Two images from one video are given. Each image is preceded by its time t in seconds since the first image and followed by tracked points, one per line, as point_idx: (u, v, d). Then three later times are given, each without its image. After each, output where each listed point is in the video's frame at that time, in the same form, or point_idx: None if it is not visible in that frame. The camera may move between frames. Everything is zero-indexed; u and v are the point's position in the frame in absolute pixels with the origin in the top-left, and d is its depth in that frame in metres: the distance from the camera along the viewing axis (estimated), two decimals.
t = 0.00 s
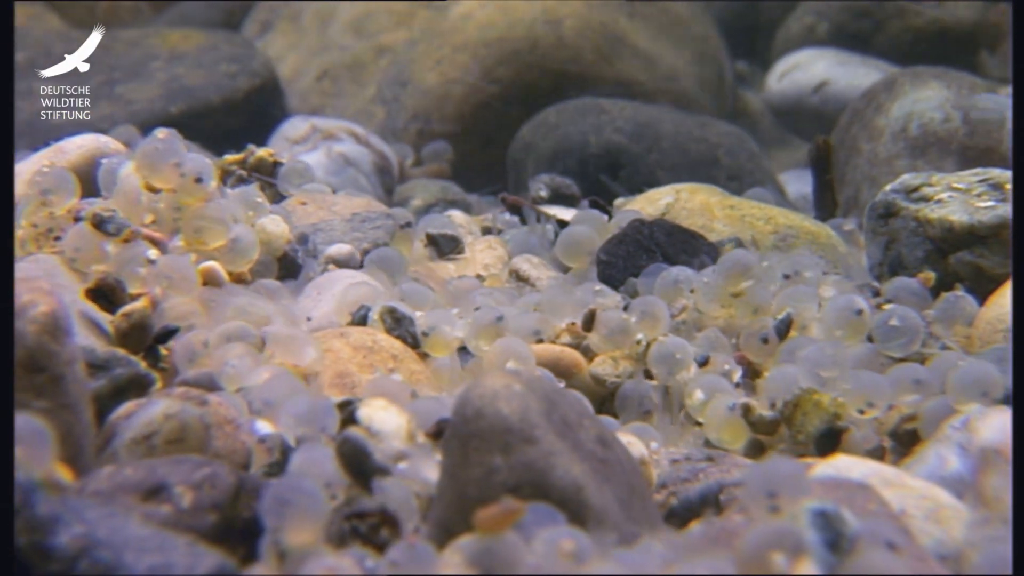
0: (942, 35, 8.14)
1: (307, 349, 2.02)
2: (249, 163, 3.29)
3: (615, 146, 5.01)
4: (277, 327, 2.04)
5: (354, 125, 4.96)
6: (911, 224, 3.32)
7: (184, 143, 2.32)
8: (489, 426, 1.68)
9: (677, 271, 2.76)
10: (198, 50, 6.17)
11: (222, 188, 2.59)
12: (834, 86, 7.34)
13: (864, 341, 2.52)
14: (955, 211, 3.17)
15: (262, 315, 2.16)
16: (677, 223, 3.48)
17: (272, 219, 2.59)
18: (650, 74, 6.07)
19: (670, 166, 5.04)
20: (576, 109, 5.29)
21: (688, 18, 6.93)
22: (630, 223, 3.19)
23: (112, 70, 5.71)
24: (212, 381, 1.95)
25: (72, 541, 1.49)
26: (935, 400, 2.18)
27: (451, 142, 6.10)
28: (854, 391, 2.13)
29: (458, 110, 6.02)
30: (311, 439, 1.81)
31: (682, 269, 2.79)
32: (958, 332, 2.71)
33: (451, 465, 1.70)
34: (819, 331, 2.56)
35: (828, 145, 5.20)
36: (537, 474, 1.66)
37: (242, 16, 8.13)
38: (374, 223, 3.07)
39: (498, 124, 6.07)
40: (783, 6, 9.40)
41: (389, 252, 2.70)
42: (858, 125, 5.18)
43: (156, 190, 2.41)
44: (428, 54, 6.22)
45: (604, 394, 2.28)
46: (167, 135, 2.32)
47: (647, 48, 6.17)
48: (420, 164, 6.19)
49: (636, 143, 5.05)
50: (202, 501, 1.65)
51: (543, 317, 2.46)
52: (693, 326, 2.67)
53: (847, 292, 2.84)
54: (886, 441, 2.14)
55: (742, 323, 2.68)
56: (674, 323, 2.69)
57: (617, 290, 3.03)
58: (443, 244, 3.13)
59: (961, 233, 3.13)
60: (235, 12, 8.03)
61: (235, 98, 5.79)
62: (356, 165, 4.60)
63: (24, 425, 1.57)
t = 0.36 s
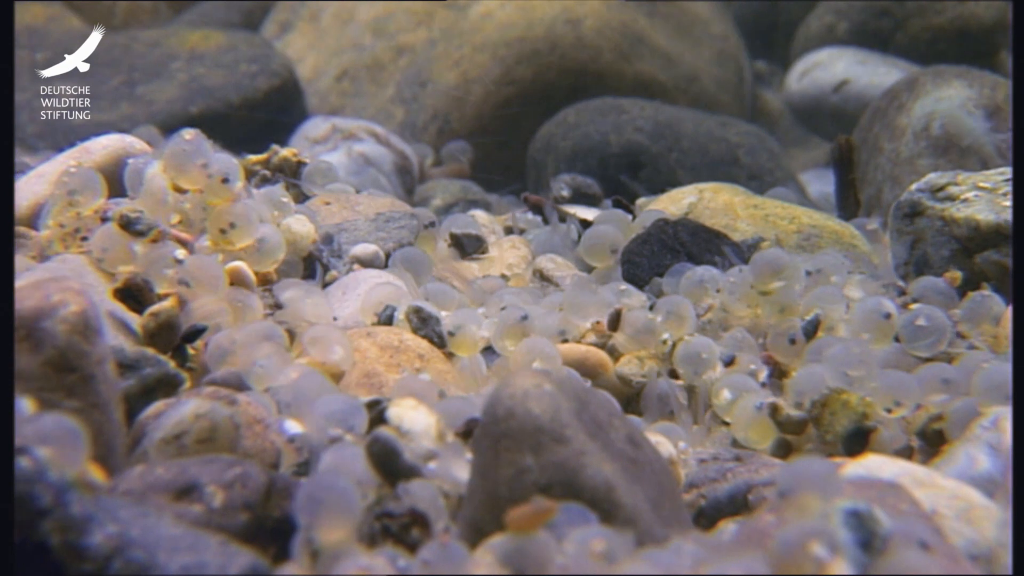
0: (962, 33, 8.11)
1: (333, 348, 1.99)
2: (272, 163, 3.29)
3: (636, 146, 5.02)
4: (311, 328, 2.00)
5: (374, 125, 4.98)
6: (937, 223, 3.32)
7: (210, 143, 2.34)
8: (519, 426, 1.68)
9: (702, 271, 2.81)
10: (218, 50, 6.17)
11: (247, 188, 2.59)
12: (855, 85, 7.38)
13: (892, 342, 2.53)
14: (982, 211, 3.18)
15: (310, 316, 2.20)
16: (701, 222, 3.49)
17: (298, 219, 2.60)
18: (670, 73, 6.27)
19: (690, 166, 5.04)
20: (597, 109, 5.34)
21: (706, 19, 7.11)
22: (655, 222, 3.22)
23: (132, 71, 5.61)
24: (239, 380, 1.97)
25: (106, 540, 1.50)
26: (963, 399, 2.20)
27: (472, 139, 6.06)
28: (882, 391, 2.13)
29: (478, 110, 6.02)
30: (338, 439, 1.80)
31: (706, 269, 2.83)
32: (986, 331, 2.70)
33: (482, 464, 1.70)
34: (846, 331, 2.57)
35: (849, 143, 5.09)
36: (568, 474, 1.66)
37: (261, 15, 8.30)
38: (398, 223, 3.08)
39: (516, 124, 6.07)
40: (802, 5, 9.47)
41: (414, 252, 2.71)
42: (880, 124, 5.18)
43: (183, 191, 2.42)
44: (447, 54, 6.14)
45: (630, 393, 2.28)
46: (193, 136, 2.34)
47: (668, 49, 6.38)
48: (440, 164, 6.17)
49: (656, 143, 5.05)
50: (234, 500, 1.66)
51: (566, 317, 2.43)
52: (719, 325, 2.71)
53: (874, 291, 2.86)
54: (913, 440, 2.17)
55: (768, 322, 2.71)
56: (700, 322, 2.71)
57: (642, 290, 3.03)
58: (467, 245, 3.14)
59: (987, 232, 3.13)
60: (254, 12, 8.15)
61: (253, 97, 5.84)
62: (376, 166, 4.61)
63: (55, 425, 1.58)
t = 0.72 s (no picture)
0: (982, 30, 8.20)
1: (360, 349, 2.02)
2: (295, 163, 3.33)
3: (655, 145, 5.03)
4: (331, 329, 2.05)
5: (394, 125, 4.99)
6: (962, 223, 3.32)
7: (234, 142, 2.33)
8: (549, 425, 1.69)
9: (725, 271, 2.83)
10: (237, 50, 6.20)
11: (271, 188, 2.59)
12: (875, 83, 7.60)
13: (917, 341, 2.53)
14: (1007, 210, 3.19)
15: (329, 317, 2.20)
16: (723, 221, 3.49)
17: (322, 218, 2.61)
18: (688, 73, 6.29)
19: (710, 165, 5.02)
20: (616, 109, 5.38)
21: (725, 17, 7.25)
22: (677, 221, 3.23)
23: (152, 72, 5.99)
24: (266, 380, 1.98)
25: (138, 540, 1.51)
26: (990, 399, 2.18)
27: (490, 141, 6.16)
28: (910, 390, 2.14)
29: (497, 110, 6.06)
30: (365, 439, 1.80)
31: (730, 268, 2.86)
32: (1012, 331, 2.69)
33: (511, 464, 1.70)
34: (872, 330, 2.57)
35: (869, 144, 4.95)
36: (598, 473, 1.65)
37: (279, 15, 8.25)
38: (421, 221, 3.07)
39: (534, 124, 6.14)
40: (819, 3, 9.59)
41: (437, 251, 2.73)
42: (900, 121, 5.21)
43: (207, 191, 2.42)
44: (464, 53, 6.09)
45: (654, 393, 2.27)
46: (218, 136, 2.33)
47: (687, 51, 6.42)
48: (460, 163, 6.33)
49: (676, 143, 5.06)
50: (263, 500, 1.66)
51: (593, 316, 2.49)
52: (744, 325, 2.74)
53: (899, 292, 2.90)
54: (940, 440, 2.17)
55: (793, 322, 2.75)
56: (725, 322, 2.75)
57: (665, 289, 3.08)
58: (489, 245, 3.16)
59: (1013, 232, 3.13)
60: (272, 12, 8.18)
61: (273, 99, 5.82)
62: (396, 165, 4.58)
63: (87, 425, 1.57)
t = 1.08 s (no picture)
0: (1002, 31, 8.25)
1: (386, 348, 2.01)
2: (316, 163, 3.32)
3: (673, 144, 5.05)
4: (358, 327, 2.04)
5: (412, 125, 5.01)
6: (985, 222, 3.32)
7: (258, 142, 2.35)
8: (576, 425, 1.69)
9: (749, 271, 2.82)
10: (255, 51, 6.37)
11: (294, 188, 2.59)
12: (893, 83, 7.56)
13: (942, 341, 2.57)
14: None
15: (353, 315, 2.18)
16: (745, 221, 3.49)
17: (344, 219, 2.63)
18: (707, 72, 6.36)
19: (729, 165, 5.04)
20: (633, 109, 5.41)
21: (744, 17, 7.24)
22: (698, 221, 3.24)
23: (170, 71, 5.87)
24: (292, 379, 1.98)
25: (168, 539, 1.53)
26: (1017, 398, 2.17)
27: (507, 141, 6.16)
28: (934, 391, 2.20)
29: (513, 112, 6.10)
30: (392, 438, 1.81)
31: (753, 268, 2.86)
32: None
33: (540, 464, 1.70)
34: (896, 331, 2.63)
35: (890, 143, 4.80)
36: (626, 473, 1.65)
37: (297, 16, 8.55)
38: (443, 221, 3.10)
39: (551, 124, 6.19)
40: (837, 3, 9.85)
41: (461, 251, 2.72)
42: (920, 121, 5.21)
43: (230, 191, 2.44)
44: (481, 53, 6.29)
45: (678, 393, 2.28)
46: (241, 135, 2.36)
47: (704, 49, 6.46)
48: (476, 163, 6.24)
49: (693, 142, 5.08)
50: (291, 499, 1.67)
51: (614, 315, 2.51)
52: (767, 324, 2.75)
53: (922, 292, 2.97)
54: (966, 439, 2.15)
55: (817, 322, 2.76)
56: (748, 322, 2.76)
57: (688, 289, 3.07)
58: (511, 244, 3.13)
59: None
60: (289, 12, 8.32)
61: (292, 98, 5.95)
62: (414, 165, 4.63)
63: (117, 425, 1.59)
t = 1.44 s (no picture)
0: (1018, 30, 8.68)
1: (411, 347, 2.02)
2: (338, 163, 3.34)
3: (693, 144, 5.18)
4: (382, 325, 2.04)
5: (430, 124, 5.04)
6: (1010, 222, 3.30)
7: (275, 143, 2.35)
8: (606, 425, 1.68)
9: (774, 270, 2.85)
10: (273, 51, 6.32)
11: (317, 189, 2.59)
12: (912, 82, 7.85)
13: (967, 341, 2.57)
14: None
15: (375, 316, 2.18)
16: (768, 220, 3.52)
17: (368, 218, 2.62)
18: (725, 72, 6.54)
19: (748, 164, 5.19)
20: (653, 108, 5.54)
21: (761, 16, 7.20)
22: (721, 220, 3.24)
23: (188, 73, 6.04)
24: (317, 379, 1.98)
25: (198, 539, 1.53)
26: None
27: (525, 139, 6.26)
28: (962, 390, 2.17)
29: (533, 110, 6.23)
30: (420, 438, 1.80)
31: (778, 268, 2.87)
32: None
33: (568, 464, 1.70)
34: (921, 330, 2.63)
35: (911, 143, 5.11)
36: (655, 473, 1.65)
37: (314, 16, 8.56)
38: (465, 221, 3.12)
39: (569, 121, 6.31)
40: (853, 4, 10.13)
41: (483, 251, 2.73)
42: (939, 120, 5.19)
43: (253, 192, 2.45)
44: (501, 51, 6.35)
45: (702, 393, 2.26)
46: (260, 138, 2.36)
47: (723, 48, 6.62)
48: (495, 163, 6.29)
49: (713, 141, 5.22)
50: (320, 498, 1.67)
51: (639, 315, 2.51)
52: (792, 323, 2.78)
53: (944, 291, 2.97)
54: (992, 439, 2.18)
55: (842, 321, 2.79)
56: (772, 322, 2.80)
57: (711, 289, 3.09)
58: (533, 243, 3.15)
59: None
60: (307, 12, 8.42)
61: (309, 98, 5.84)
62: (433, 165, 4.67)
63: (147, 425, 1.60)
